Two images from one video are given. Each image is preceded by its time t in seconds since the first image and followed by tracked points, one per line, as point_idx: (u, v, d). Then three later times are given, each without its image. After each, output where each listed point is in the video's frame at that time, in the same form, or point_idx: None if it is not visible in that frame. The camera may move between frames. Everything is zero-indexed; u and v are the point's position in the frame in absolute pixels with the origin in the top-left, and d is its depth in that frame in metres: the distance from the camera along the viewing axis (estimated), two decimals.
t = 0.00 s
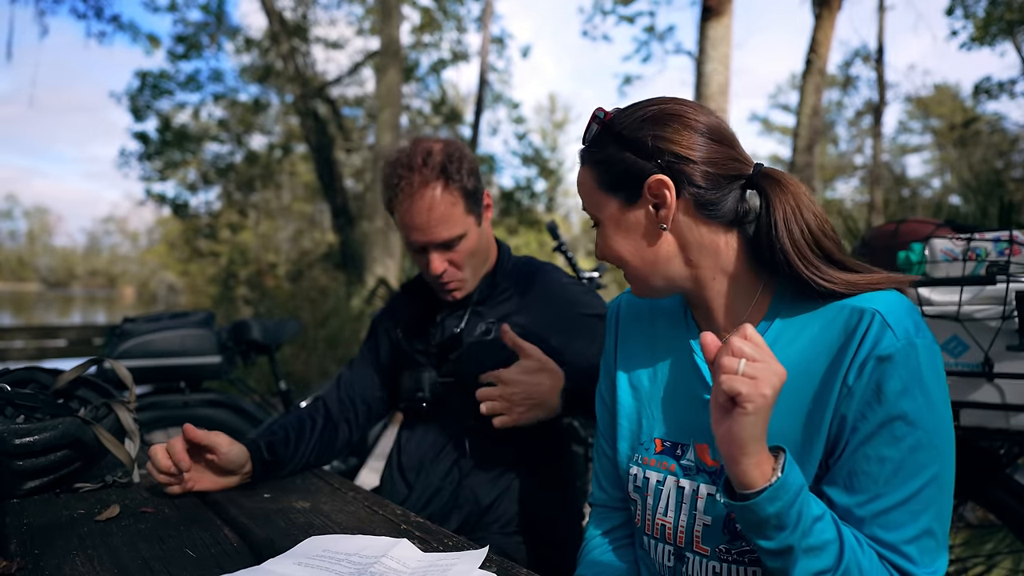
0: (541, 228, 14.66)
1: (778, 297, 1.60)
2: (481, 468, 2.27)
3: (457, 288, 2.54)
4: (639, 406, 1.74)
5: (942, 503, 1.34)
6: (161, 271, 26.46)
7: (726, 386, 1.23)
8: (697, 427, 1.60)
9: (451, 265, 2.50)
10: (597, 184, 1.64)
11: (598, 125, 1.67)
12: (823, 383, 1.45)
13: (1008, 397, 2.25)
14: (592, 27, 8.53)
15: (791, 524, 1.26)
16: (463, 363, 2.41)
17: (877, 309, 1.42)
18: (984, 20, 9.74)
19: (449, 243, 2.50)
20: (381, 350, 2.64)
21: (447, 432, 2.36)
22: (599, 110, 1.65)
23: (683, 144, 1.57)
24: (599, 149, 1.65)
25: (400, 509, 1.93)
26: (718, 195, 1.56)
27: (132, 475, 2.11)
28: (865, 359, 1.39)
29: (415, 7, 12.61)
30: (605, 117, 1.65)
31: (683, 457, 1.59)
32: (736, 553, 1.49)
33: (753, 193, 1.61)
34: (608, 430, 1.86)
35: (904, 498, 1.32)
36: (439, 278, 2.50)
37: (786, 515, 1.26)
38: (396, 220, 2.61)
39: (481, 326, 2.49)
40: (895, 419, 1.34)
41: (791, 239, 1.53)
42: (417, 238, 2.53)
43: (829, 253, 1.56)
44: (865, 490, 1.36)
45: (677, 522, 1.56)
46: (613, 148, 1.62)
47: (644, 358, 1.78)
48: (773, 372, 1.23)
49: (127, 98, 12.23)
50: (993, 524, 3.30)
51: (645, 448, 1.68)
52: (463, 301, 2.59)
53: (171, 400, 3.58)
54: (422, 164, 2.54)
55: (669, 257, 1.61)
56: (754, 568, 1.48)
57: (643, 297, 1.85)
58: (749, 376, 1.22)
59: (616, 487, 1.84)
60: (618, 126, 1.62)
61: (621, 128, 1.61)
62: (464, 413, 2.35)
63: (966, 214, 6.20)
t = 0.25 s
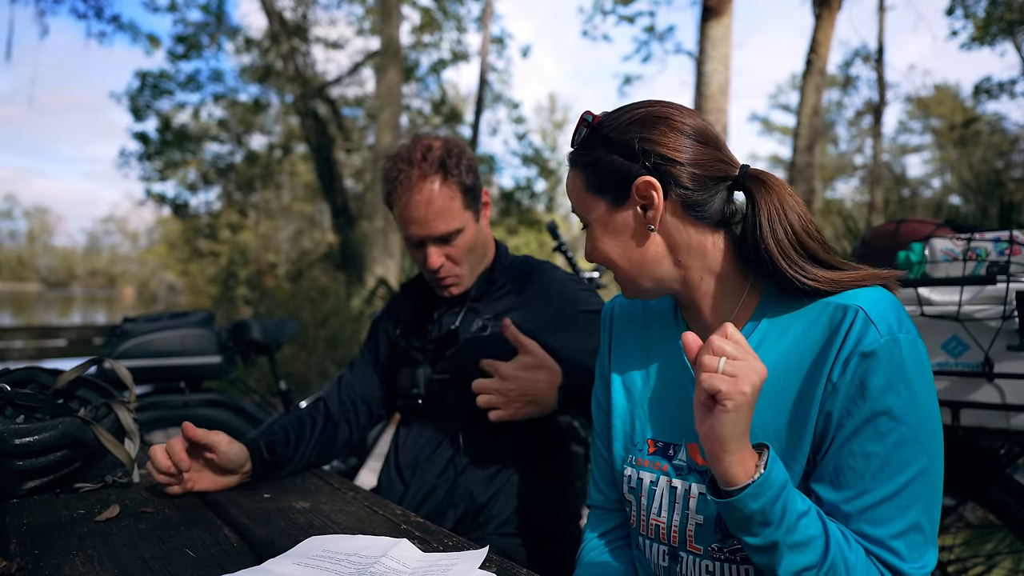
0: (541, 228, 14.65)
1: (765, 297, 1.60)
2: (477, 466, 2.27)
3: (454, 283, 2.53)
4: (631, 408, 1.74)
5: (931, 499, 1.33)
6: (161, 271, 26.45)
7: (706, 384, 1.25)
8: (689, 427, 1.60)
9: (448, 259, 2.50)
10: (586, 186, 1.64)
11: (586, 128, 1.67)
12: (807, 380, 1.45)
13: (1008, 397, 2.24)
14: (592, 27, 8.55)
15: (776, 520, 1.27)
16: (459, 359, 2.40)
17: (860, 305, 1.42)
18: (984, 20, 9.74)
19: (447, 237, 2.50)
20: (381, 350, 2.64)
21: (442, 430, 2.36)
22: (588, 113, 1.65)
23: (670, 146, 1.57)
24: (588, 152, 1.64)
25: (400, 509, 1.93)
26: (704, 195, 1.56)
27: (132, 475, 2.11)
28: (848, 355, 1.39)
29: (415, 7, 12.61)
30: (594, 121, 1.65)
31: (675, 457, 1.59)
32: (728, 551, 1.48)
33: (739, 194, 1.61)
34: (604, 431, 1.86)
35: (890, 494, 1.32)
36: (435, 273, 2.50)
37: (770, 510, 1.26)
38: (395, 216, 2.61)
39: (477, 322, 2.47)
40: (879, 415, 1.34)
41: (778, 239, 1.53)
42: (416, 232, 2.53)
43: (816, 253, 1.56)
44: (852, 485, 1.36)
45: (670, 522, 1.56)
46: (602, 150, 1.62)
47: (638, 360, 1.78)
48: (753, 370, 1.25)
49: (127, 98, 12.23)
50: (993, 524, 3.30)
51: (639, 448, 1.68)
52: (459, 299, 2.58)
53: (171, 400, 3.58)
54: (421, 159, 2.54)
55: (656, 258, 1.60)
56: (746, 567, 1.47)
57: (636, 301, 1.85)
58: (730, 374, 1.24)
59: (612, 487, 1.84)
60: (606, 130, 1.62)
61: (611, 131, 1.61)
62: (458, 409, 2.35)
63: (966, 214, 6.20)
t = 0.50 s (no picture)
0: (541, 228, 14.65)
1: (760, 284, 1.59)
2: (474, 466, 2.27)
3: (449, 283, 2.54)
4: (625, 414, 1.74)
5: (906, 487, 1.31)
6: (161, 271, 26.43)
7: (655, 371, 1.29)
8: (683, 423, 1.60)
9: (446, 258, 2.51)
10: (631, 161, 1.51)
11: (623, 100, 1.55)
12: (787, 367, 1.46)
13: (1008, 397, 2.24)
14: (592, 28, 8.55)
15: (731, 504, 1.27)
16: (452, 360, 2.41)
17: (842, 291, 1.42)
18: (984, 20, 9.75)
19: (445, 235, 2.50)
20: (377, 348, 2.64)
21: (436, 432, 2.36)
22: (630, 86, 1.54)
23: (712, 128, 1.54)
24: (630, 123, 1.51)
25: (400, 509, 1.93)
26: (731, 184, 1.58)
27: (132, 475, 2.11)
28: (830, 339, 1.39)
29: (415, 7, 12.61)
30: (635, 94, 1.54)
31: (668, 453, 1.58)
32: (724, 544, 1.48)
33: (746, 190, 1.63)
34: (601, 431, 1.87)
35: (863, 478, 1.31)
36: (433, 271, 2.51)
37: (723, 492, 1.26)
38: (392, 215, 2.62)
39: (471, 322, 2.47)
40: (853, 400, 1.33)
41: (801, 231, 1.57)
42: (413, 231, 2.53)
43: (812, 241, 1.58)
44: (826, 468, 1.35)
45: (665, 517, 1.56)
46: (648, 123, 1.51)
47: (633, 364, 1.77)
48: (701, 361, 1.27)
49: (127, 98, 12.23)
50: (993, 524, 3.30)
51: (635, 447, 1.67)
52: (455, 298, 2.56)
53: (171, 400, 3.58)
54: (419, 157, 2.54)
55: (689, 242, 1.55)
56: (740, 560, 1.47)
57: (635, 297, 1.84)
58: (677, 362, 1.28)
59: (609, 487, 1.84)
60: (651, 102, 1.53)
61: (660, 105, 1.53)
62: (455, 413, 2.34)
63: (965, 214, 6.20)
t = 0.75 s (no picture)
0: (541, 228, 14.64)
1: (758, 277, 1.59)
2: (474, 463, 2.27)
3: (453, 272, 2.53)
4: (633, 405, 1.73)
5: (885, 488, 1.30)
6: (161, 271, 26.40)
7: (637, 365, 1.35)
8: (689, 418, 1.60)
9: (455, 244, 2.51)
10: (687, 169, 1.47)
11: (682, 104, 1.49)
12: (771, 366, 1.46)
13: (1008, 397, 2.24)
14: (592, 28, 8.57)
15: (708, 496, 1.29)
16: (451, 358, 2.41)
17: (827, 293, 1.42)
18: (984, 20, 9.75)
19: (455, 220, 2.52)
20: (374, 352, 2.64)
21: (438, 428, 2.36)
22: (690, 90, 1.49)
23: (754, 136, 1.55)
24: (689, 129, 1.47)
25: (400, 509, 1.93)
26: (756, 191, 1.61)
27: (132, 475, 2.11)
28: (812, 339, 1.39)
29: (415, 7, 12.61)
30: (692, 99, 1.50)
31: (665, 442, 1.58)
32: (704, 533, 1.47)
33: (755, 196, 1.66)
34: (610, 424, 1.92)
35: (842, 477, 1.30)
36: (441, 257, 2.50)
37: (701, 485, 1.29)
38: (396, 203, 2.61)
39: (472, 318, 2.47)
40: (835, 400, 1.33)
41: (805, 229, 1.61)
42: (421, 215, 2.51)
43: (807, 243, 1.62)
44: (806, 467, 1.35)
45: (653, 503, 1.56)
46: (704, 130, 1.49)
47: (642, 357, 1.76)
48: (681, 357, 1.32)
49: (127, 98, 12.23)
50: (993, 525, 3.29)
51: (635, 433, 1.67)
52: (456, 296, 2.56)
53: (171, 400, 3.58)
54: (428, 146, 2.56)
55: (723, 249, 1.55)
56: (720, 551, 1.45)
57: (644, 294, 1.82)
58: (657, 358, 1.33)
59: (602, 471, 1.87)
60: (705, 109, 1.50)
61: (715, 112, 1.50)
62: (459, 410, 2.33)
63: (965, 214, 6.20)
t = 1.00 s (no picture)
0: (541, 228, 14.64)
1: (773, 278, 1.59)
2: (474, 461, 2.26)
3: (450, 263, 2.54)
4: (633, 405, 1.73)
5: (912, 487, 1.32)
6: (161, 271, 26.38)
7: (672, 362, 1.33)
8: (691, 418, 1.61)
9: (455, 233, 2.53)
10: (723, 179, 1.46)
11: (722, 110, 1.48)
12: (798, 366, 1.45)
13: (1008, 397, 2.25)
14: (592, 28, 8.59)
15: (740, 495, 1.28)
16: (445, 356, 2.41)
17: (855, 295, 1.43)
18: (984, 20, 9.75)
19: (455, 209, 2.54)
20: (371, 355, 2.64)
21: (432, 427, 2.35)
22: (731, 97, 1.48)
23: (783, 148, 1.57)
24: (728, 135, 1.47)
25: (400, 509, 1.93)
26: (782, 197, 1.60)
27: (132, 475, 2.11)
28: (840, 341, 1.39)
29: (415, 7, 12.61)
30: (732, 106, 1.49)
31: (675, 444, 1.59)
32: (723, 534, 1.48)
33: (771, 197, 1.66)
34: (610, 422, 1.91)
35: (871, 477, 1.31)
36: (440, 246, 2.52)
37: (734, 485, 1.28)
38: (398, 193, 2.64)
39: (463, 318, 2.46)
40: (864, 401, 1.33)
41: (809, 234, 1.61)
42: (423, 202, 2.54)
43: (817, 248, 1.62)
44: (834, 467, 1.35)
45: (668, 506, 1.56)
46: (741, 137, 1.48)
47: (643, 357, 1.77)
48: (717, 355, 1.31)
49: (127, 98, 12.23)
50: (993, 525, 3.29)
51: (642, 437, 1.68)
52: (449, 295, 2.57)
53: (171, 400, 3.57)
54: (433, 138, 2.60)
55: (745, 255, 1.55)
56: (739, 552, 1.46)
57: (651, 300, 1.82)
58: (694, 354, 1.31)
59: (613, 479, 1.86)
60: (742, 116, 1.50)
61: (751, 120, 1.50)
62: (455, 408, 2.32)
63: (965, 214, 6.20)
